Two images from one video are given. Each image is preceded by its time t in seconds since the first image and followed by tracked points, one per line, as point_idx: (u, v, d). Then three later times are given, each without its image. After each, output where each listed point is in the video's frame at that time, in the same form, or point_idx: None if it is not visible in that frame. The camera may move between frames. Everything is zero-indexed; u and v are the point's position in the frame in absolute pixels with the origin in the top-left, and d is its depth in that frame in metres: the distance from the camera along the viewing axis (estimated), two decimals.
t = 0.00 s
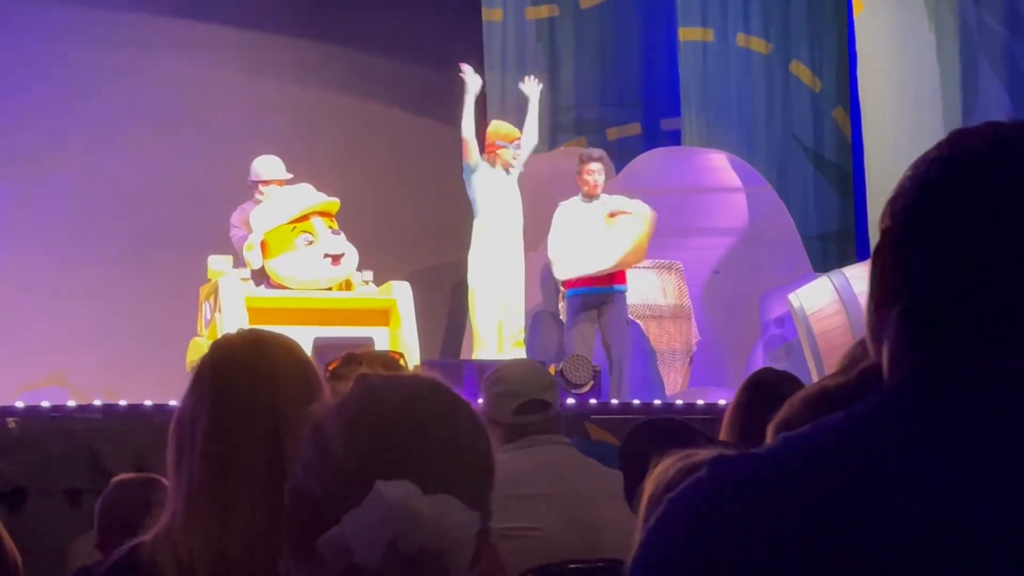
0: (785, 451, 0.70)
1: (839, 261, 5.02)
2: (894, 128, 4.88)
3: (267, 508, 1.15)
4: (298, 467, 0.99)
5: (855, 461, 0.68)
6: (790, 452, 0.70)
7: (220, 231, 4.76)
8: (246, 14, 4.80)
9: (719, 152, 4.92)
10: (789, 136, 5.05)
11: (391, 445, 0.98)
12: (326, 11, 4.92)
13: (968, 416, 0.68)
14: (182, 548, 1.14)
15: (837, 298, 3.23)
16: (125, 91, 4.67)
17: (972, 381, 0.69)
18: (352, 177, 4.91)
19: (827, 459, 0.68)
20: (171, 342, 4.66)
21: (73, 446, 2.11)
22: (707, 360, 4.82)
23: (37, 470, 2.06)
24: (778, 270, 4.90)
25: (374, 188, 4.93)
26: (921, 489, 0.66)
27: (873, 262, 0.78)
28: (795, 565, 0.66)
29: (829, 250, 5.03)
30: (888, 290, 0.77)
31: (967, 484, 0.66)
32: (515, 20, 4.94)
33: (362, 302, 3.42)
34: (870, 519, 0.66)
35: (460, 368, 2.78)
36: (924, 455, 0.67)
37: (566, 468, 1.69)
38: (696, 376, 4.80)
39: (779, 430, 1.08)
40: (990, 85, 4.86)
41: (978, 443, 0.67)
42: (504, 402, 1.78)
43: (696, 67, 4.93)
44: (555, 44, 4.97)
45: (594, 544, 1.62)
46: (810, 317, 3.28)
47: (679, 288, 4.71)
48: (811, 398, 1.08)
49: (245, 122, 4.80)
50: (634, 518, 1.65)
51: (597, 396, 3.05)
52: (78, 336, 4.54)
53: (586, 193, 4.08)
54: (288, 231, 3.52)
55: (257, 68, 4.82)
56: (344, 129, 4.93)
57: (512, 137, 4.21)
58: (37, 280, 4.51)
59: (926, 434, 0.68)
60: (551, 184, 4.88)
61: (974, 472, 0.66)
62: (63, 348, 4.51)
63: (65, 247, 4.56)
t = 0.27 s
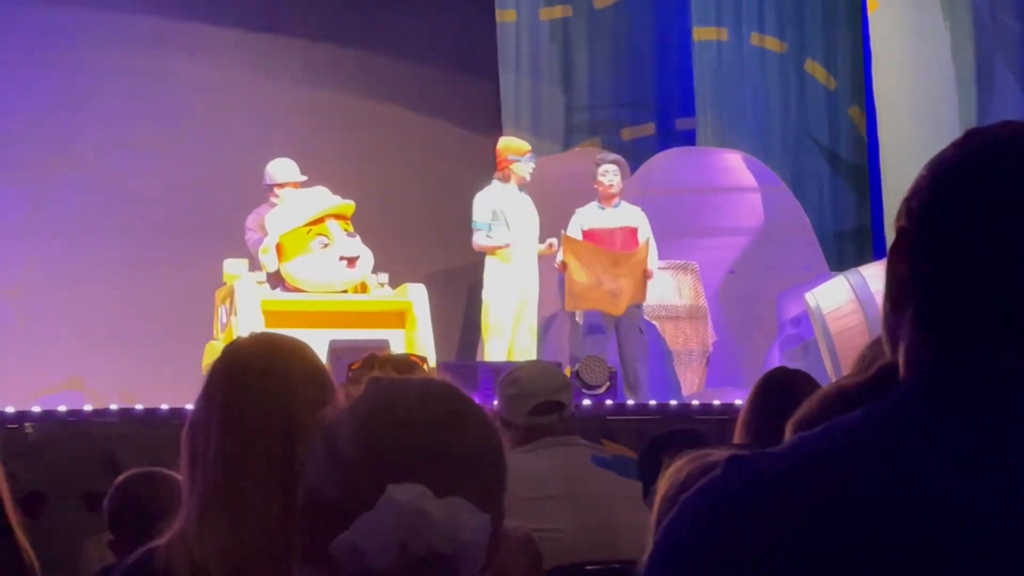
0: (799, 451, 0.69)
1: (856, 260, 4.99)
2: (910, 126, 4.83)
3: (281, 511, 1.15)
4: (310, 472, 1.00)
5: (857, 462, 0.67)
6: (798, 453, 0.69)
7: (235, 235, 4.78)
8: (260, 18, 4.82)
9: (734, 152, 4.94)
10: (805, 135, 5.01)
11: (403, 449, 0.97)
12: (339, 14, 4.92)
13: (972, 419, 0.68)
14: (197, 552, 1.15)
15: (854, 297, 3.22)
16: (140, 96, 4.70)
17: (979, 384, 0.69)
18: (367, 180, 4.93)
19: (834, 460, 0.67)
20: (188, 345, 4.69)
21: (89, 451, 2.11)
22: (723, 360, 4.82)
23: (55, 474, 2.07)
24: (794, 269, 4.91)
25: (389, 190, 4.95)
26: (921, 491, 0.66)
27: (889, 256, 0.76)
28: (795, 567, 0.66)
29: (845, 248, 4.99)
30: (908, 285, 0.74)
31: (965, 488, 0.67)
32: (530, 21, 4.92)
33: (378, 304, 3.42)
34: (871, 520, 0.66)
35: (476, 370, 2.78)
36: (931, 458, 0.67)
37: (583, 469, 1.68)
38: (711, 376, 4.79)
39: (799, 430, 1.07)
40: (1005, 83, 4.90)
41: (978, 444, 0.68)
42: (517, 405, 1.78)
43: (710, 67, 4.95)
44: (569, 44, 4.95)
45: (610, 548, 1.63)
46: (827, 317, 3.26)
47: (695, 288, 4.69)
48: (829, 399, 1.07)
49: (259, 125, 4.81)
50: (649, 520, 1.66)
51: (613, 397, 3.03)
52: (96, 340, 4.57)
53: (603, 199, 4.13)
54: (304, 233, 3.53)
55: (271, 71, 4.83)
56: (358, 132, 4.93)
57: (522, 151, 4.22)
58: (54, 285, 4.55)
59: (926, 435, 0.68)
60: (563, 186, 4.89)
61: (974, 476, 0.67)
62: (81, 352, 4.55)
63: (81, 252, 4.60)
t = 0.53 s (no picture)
0: (811, 448, 0.68)
1: (871, 259, 4.98)
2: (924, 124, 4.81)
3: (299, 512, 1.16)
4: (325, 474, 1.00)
5: (865, 461, 0.67)
6: (810, 453, 0.68)
7: (250, 238, 4.80)
8: (273, 21, 4.83)
9: (748, 150, 4.92)
10: (820, 134, 5.00)
11: (419, 448, 0.97)
12: (352, 16, 4.94)
13: (978, 416, 0.68)
14: (214, 553, 1.15)
15: (869, 296, 3.20)
16: (155, 100, 4.72)
17: (987, 380, 0.69)
18: (381, 182, 4.94)
19: (843, 459, 0.67)
20: (203, 348, 4.72)
21: (106, 453, 2.14)
22: (740, 361, 4.78)
23: (72, 477, 2.08)
24: (810, 268, 4.89)
25: (403, 192, 4.96)
26: (925, 491, 0.66)
27: (907, 252, 0.75)
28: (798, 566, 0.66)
29: (861, 248, 4.98)
30: (926, 281, 0.73)
31: (971, 491, 0.66)
32: (543, 22, 4.93)
33: (393, 306, 3.43)
34: (875, 519, 0.65)
35: (492, 371, 2.78)
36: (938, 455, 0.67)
37: (598, 469, 1.68)
38: (727, 376, 4.77)
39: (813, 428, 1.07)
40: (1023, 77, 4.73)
41: (979, 446, 0.67)
42: (533, 405, 1.79)
43: (723, 66, 4.92)
44: (582, 45, 4.95)
45: (629, 546, 1.62)
46: (843, 315, 3.25)
47: (710, 288, 4.68)
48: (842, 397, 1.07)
49: (273, 128, 4.83)
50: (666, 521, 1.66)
51: (629, 397, 3.03)
52: (112, 344, 4.61)
53: (616, 197, 4.13)
54: (318, 235, 3.55)
55: (284, 74, 4.85)
56: (371, 134, 4.94)
57: (539, 152, 4.22)
58: (71, 288, 4.58)
59: (931, 432, 0.68)
60: (577, 187, 4.88)
61: (975, 473, 0.66)
62: (98, 355, 4.58)
63: (98, 255, 4.63)
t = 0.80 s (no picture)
0: (827, 451, 0.68)
1: (891, 258, 4.98)
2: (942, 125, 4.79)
3: (322, 514, 1.18)
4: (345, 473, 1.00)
5: (882, 464, 0.66)
6: (826, 454, 0.68)
7: (269, 242, 4.83)
8: (290, 26, 4.85)
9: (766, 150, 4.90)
10: (838, 133, 4.98)
11: (441, 450, 0.97)
12: (369, 21, 4.95)
13: (997, 419, 0.67)
14: (235, 554, 1.16)
15: (890, 295, 3.18)
16: (174, 106, 4.75)
17: (1007, 383, 0.68)
18: (399, 185, 4.96)
19: (862, 458, 0.66)
20: (224, 352, 4.75)
21: (129, 459, 2.17)
22: (759, 361, 4.78)
23: (95, 482, 2.11)
24: (829, 267, 4.89)
25: (421, 195, 4.97)
26: (940, 490, 0.65)
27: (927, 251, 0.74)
28: (811, 568, 0.65)
29: (881, 246, 4.99)
30: (944, 282, 0.72)
31: (989, 492, 0.65)
32: (560, 25, 4.93)
33: (412, 308, 3.45)
34: (889, 517, 0.65)
35: (512, 373, 2.79)
36: (956, 459, 0.66)
37: (618, 470, 1.68)
38: (747, 376, 4.76)
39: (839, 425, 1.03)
40: None
41: (996, 449, 0.66)
42: (554, 406, 1.79)
43: (742, 66, 4.90)
44: (599, 46, 4.96)
45: (651, 549, 1.62)
46: (863, 315, 3.23)
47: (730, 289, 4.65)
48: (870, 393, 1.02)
49: (291, 133, 4.86)
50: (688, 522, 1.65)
51: (649, 398, 3.02)
52: (134, 348, 4.64)
53: (632, 198, 4.11)
54: (338, 238, 3.57)
55: (302, 79, 4.87)
56: (388, 137, 4.96)
57: (554, 156, 4.17)
58: (92, 294, 4.62)
59: (950, 433, 0.67)
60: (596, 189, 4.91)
61: (993, 478, 0.65)
62: (120, 360, 4.62)
63: (118, 260, 4.66)
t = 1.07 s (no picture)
0: (857, 457, 0.67)
1: (912, 259, 4.91)
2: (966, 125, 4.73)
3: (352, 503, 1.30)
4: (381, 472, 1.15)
5: (908, 473, 0.66)
6: (841, 461, 0.67)
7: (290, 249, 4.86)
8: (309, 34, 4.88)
9: (785, 153, 4.91)
10: (859, 135, 4.93)
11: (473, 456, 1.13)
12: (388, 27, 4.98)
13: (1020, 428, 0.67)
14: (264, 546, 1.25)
15: (910, 296, 3.18)
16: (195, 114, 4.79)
17: None
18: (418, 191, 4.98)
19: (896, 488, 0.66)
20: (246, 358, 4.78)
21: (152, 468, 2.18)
22: (780, 364, 4.76)
23: (121, 489, 2.13)
24: (850, 269, 4.87)
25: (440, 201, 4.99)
26: (942, 488, 0.66)
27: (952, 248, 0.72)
28: (841, 558, 0.65)
29: (902, 248, 4.92)
30: (970, 282, 0.70)
31: (991, 493, 0.66)
32: (577, 27, 5.01)
33: (433, 313, 3.46)
34: (895, 524, 0.65)
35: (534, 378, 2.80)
36: (981, 469, 0.66)
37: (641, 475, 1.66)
38: (767, 378, 4.75)
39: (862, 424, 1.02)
40: None
41: (1019, 457, 0.66)
42: (571, 410, 1.72)
43: (762, 67, 4.93)
44: (617, 50, 5.01)
45: (673, 546, 1.64)
46: (883, 315, 3.20)
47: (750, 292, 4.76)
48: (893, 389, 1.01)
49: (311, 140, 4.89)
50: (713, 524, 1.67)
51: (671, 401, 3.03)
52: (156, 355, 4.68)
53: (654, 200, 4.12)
54: (357, 244, 3.56)
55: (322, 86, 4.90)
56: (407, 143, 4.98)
57: (568, 162, 4.16)
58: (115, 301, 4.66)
59: (974, 441, 0.67)
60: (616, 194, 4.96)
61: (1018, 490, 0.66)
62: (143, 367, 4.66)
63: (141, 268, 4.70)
